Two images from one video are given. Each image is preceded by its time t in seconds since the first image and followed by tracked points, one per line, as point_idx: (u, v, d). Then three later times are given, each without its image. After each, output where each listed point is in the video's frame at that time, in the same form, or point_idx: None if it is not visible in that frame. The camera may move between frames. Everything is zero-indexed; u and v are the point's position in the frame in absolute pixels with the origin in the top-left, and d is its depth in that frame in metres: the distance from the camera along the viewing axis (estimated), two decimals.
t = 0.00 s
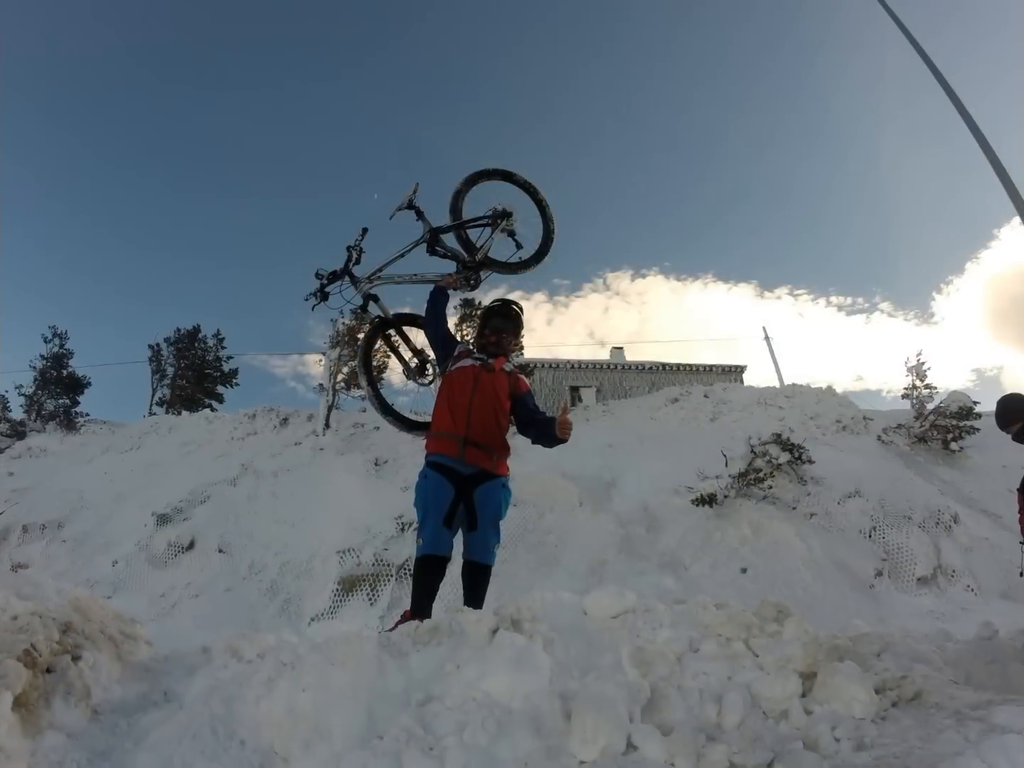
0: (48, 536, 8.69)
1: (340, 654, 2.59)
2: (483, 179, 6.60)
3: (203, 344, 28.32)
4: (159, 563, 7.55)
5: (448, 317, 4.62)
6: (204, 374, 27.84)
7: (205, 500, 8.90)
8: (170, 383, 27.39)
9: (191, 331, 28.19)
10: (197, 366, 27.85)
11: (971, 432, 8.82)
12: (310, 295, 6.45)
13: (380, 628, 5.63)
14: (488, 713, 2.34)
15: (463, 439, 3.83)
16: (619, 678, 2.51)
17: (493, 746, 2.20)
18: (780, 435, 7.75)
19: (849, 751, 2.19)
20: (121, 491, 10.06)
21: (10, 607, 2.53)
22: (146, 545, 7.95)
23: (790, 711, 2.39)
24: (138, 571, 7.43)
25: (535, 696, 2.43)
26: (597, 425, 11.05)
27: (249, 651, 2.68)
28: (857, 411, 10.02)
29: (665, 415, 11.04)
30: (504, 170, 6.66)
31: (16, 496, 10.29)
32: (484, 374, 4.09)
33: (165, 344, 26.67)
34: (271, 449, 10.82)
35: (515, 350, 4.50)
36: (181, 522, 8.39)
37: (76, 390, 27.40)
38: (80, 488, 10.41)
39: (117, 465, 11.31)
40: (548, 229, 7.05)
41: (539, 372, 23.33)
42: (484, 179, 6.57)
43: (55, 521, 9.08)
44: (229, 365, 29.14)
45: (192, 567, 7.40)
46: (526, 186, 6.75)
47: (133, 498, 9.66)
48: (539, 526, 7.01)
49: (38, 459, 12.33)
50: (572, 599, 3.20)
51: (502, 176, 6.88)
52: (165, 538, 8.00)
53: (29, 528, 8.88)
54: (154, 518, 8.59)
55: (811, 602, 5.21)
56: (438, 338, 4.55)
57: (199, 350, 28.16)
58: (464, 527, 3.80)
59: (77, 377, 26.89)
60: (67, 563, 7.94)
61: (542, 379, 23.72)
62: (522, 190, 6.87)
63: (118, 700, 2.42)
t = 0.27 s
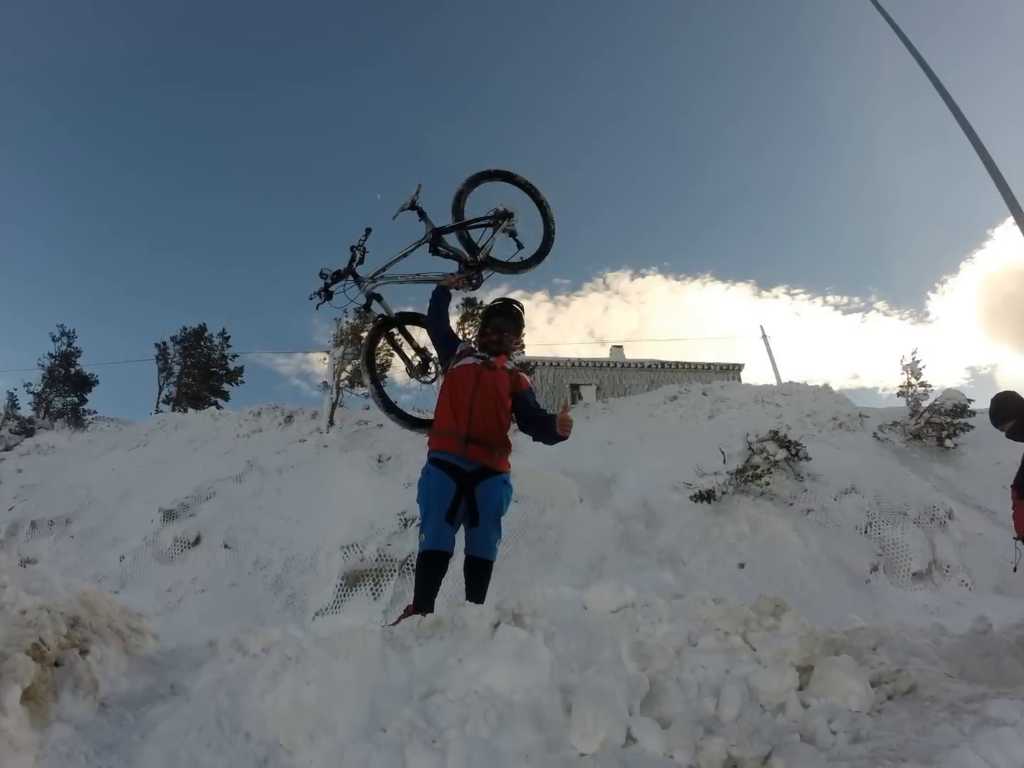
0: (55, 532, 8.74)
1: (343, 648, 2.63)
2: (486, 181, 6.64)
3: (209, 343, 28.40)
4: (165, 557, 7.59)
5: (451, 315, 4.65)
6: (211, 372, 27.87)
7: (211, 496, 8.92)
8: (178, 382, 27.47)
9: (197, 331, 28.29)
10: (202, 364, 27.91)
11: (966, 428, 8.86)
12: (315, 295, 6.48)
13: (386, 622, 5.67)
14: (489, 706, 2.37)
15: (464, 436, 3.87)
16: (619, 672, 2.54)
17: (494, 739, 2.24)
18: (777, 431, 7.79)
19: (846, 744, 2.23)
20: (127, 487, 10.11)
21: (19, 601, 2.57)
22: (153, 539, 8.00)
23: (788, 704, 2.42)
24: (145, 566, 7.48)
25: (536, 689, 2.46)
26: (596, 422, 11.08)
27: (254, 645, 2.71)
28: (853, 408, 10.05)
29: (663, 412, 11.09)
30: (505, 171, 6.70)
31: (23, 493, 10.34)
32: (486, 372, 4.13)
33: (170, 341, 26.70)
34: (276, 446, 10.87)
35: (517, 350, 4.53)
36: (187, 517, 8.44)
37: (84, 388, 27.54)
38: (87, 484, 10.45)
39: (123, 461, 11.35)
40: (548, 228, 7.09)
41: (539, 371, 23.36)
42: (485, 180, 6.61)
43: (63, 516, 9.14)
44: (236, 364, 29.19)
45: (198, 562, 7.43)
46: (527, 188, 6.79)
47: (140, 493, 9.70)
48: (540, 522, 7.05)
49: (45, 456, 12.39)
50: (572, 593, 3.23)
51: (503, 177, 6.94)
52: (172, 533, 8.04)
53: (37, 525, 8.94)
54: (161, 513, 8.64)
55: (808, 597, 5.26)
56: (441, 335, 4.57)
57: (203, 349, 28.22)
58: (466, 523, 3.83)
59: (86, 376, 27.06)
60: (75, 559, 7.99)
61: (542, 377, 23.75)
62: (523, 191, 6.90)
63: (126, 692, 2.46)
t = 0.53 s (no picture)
0: (63, 528, 8.79)
1: (346, 643, 2.66)
2: (487, 182, 6.67)
3: (214, 342, 28.45)
4: (171, 553, 7.63)
5: (453, 313, 4.68)
6: (216, 370, 27.88)
7: (217, 492, 8.96)
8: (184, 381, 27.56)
9: (202, 330, 28.34)
10: (208, 362, 27.95)
11: (961, 425, 8.89)
12: (319, 294, 6.50)
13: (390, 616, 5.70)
14: (491, 700, 2.40)
15: (466, 433, 3.90)
16: (618, 667, 2.57)
17: (496, 733, 2.26)
18: (773, 427, 7.89)
19: (842, 737, 2.26)
20: (133, 484, 10.15)
21: (27, 596, 2.60)
22: (159, 535, 8.04)
23: (785, 698, 2.45)
24: (151, 561, 7.51)
25: (536, 683, 2.49)
26: (596, 420, 11.11)
27: (258, 640, 2.74)
28: (850, 406, 10.08)
29: (662, 410, 11.11)
30: (506, 172, 6.73)
31: (30, 490, 10.38)
32: (487, 370, 4.16)
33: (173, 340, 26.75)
34: (280, 443, 10.92)
35: (519, 349, 4.56)
36: (193, 513, 8.48)
37: (91, 386, 27.64)
38: (94, 481, 10.50)
39: (129, 459, 11.39)
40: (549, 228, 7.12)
41: (539, 369, 23.38)
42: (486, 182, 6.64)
43: (71, 512, 9.19)
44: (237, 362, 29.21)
45: (204, 558, 7.46)
46: (528, 189, 6.83)
47: (147, 489, 9.75)
48: (540, 518, 7.08)
49: (52, 454, 12.44)
50: (572, 588, 3.26)
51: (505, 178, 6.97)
52: (178, 528, 8.09)
53: (45, 521, 9.00)
54: (167, 509, 8.68)
55: (805, 592, 5.29)
56: (444, 334, 4.59)
57: (210, 348, 28.31)
58: (467, 520, 3.86)
59: (94, 374, 27.16)
60: (82, 555, 8.03)
61: (541, 376, 23.76)
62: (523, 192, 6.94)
63: (132, 687, 2.49)
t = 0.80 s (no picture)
0: (71, 524, 8.84)
1: (350, 637, 2.70)
2: (489, 183, 6.71)
3: (220, 341, 28.52)
4: (177, 548, 7.68)
5: (455, 313, 4.71)
6: (222, 369, 27.91)
7: (223, 489, 9.01)
8: (189, 380, 27.61)
9: (208, 329, 28.44)
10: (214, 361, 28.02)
11: (956, 423, 8.94)
12: (323, 294, 6.55)
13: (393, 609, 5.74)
14: (492, 693, 2.44)
15: (468, 430, 3.94)
16: (618, 660, 2.61)
17: (497, 725, 2.30)
18: (773, 426, 7.70)
19: (838, 730, 2.30)
20: (141, 480, 10.20)
21: (36, 591, 2.64)
22: (166, 530, 8.09)
23: (782, 691, 2.49)
24: (158, 556, 7.56)
25: (537, 676, 2.53)
26: (595, 417, 11.15)
27: (263, 634, 2.78)
28: (846, 404, 10.13)
29: (661, 408, 11.16)
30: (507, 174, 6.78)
31: (37, 487, 10.44)
32: (489, 368, 4.19)
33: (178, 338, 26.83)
34: (285, 440, 10.96)
35: (520, 348, 4.60)
36: (200, 509, 8.53)
37: (98, 384, 27.76)
38: (101, 477, 10.55)
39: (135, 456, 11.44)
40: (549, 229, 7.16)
41: (539, 367, 23.42)
42: (488, 183, 6.69)
43: (79, 508, 9.24)
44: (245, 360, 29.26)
45: (210, 553, 7.50)
46: (529, 190, 6.87)
47: (155, 485, 9.81)
48: (541, 514, 7.13)
49: (59, 450, 12.49)
50: (573, 583, 3.30)
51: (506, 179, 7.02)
52: (185, 524, 8.13)
53: (53, 517, 9.05)
54: (174, 505, 8.73)
55: (803, 587, 5.32)
56: (446, 333, 4.63)
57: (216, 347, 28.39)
58: (469, 516, 3.90)
59: (102, 372, 27.27)
60: (89, 550, 8.08)
61: (541, 374, 23.80)
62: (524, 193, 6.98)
63: (139, 680, 2.53)
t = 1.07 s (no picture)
0: (79, 519, 8.89)
1: (353, 631, 2.73)
2: (491, 184, 6.75)
3: (226, 338, 28.55)
4: (183, 543, 7.72)
5: (457, 311, 4.75)
6: (228, 367, 27.96)
7: (228, 485, 9.06)
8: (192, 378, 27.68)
9: (213, 327, 28.50)
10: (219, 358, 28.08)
11: (951, 419, 8.99)
12: (327, 294, 6.59)
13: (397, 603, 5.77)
14: (494, 686, 2.48)
15: (470, 427, 3.97)
16: (618, 654, 2.64)
17: (498, 718, 2.34)
18: (768, 423, 7.75)
19: (834, 722, 2.34)
20: (147, 476, 10.25)
21: (45, 586, 2.68)
22: (173, 525, 8.13)
23: (779, 684, 2.53)
24: (164, 551, 7.60)
25: (538, 670, 2.56)
26: (595, 415, 11.20)
27: (268, 628, 2.82)
28: (843, 401, 10.17)
29: (661, 405, 11.20)
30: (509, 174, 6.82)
31: (45, 483, 10.49)
32: (491, 366, 4.23)
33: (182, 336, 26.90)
34: (289, 437, 11.01)
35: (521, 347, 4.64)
36: (206, 505, 8.57)
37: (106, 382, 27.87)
38: (108, 473, 10.60)
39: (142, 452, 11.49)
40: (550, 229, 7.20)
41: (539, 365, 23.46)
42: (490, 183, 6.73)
43: (87, 503, 9.29)
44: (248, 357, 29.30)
45: (216, 548, 7.55)
46: (531, 191, 6.92)
47: (162, 481, 9.86)
48: (541, 509, 7.17)
49: (66, 447, 12.55)
50: (573, 578, 3.33)
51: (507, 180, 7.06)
52: (191, 519, 8.18)
53: (62, 512, 9.11)
54: (180, 500, 8.79)
55: (800, 582, 5.36)
56: (449, 331, 4.66)
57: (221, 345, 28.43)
58: (471, 512, 3.94)
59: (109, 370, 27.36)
60: (97, 545, 8.13)
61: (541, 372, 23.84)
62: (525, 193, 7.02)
63: (146, 674, 2.57)
